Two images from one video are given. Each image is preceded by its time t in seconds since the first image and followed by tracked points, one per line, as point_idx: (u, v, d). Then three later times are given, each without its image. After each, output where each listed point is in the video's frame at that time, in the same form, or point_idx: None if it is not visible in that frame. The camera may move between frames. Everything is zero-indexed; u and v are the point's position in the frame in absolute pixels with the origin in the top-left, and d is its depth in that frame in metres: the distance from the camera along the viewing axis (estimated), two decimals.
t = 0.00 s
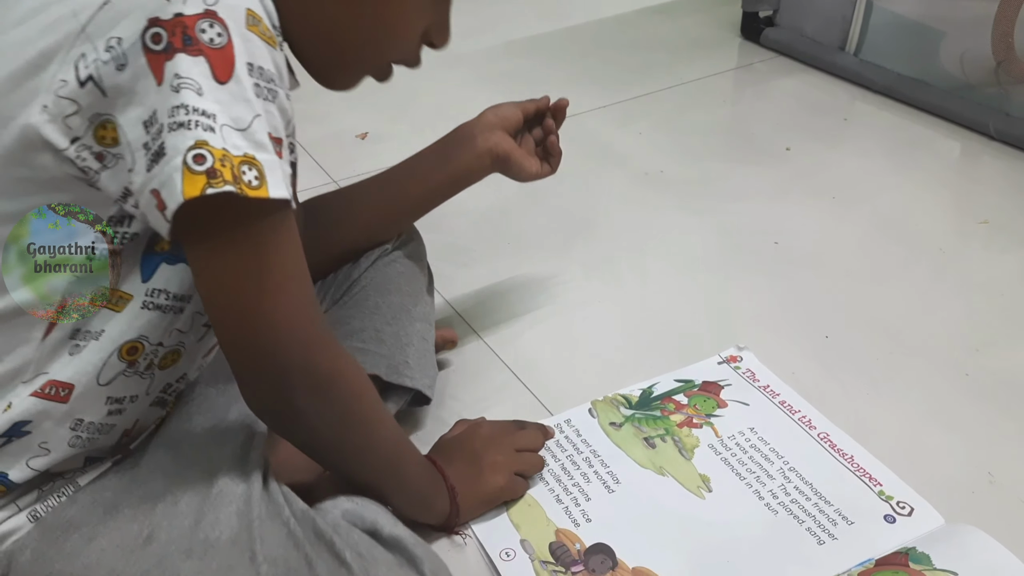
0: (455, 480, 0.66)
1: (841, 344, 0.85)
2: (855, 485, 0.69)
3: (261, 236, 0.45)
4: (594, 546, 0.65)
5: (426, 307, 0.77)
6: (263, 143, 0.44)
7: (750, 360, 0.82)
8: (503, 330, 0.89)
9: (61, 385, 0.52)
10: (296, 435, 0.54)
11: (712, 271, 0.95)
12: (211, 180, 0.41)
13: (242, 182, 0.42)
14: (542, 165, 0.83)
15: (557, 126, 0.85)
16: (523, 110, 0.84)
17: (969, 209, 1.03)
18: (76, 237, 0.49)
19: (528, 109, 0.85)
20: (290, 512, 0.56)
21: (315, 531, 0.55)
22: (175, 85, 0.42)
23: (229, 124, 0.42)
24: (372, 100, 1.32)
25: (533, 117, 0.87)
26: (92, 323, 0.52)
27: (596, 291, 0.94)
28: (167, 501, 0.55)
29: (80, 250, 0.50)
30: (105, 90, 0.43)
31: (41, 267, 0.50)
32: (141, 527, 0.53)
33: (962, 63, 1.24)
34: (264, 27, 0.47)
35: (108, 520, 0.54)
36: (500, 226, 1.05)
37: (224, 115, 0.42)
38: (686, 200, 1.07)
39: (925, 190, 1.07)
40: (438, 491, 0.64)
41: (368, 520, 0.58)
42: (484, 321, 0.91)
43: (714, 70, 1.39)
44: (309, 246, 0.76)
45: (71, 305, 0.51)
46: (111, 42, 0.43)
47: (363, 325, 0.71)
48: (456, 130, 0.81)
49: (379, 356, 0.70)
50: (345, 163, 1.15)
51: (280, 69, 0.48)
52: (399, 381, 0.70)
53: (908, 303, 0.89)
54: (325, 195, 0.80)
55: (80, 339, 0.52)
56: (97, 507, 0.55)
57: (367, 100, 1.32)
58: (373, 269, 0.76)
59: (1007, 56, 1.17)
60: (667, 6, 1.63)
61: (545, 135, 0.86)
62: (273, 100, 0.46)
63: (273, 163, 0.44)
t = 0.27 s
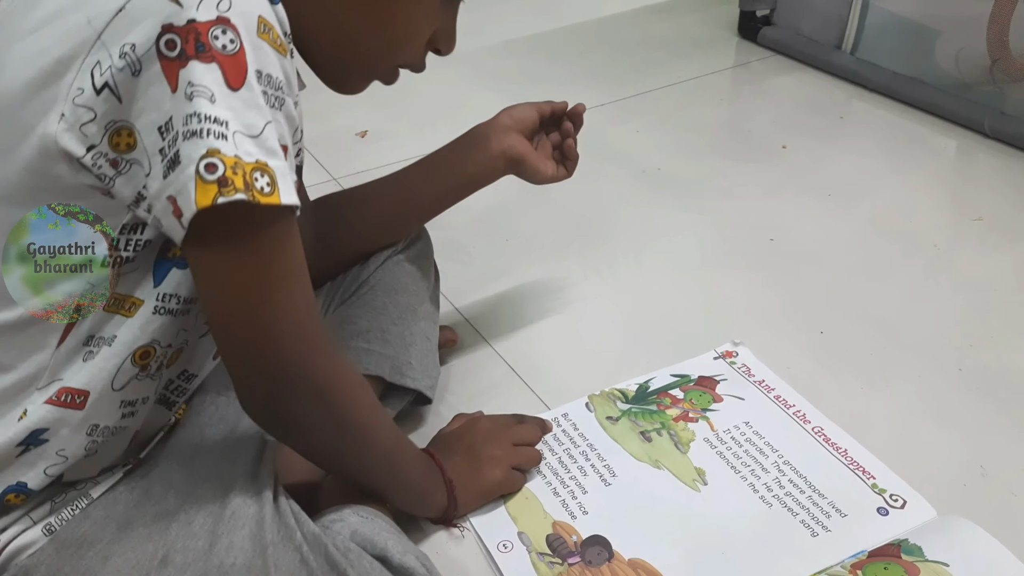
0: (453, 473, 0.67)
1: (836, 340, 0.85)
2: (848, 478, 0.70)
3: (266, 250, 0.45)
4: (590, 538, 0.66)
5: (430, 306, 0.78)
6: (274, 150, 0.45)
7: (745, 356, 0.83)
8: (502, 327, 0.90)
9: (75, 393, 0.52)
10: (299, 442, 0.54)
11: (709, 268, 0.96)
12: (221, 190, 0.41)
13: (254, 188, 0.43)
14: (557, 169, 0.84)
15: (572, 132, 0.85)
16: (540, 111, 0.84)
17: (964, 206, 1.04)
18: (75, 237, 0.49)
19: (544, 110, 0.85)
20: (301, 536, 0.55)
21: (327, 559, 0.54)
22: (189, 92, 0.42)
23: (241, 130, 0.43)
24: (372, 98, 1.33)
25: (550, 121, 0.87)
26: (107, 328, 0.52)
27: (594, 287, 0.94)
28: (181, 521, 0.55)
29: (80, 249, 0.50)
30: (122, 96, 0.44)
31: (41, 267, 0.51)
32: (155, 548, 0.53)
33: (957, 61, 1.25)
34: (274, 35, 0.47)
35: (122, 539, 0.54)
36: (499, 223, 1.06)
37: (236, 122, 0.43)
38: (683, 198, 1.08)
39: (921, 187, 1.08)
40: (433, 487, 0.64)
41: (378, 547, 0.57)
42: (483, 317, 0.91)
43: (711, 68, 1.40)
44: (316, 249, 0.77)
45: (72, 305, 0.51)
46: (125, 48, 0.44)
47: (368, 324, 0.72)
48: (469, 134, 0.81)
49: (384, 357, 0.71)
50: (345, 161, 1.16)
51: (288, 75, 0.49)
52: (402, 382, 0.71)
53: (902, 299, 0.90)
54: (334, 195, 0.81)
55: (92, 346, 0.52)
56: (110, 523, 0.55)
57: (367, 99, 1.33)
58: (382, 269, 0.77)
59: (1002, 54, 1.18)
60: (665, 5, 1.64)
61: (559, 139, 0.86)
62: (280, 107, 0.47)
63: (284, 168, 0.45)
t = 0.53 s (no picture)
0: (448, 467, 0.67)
1: (833, 338, 0.86)
2: (846, 474, 0.71)
3: (242, 262, 0.46)
4: (590, 533, 0.67)
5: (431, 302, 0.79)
6: (251, 168, 0.45)
7: (745, 353, 0.84)
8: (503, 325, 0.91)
9: (75, 400, 0.53)
10: (287, 448, 0.56)
11: (707, 266, 0.97)
12: (195, 218, 0.42)
13: (230, 210, 0.43)
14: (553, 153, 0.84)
15: (564, 111, 0.86)
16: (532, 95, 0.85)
17: (960, 205, 1.05)
18: (75, 237, 0.51)
19: (537, 92, 0.85)
20: (307, 534, 0.56)
21: (332, 559, 0.55)
22: (159, 119, 0.43)
23: (216, 152, 0.44)
24: (372, 98, 1.34)
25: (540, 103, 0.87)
26: (99, 337, 0.53)
27: (594, 286, 0.95)
28: (191, 522, 0.56)
29: (80, 249, 0.51)
30: (92, 116, 0.44)
31: (40, 267, 0.51)
32: (166, 548, 0.54)
33: (954, 62, 1.26)
34: (243, 50, 0.48)
35: (131, 541, 0.55)
36: (499, 222, 1.07)
37: (210, 145, 0.43)
38: (682, 197, 1.09)
39: (918, 187, 1.09)
40: (427, 482, 0.65)
41: (383, 545, 0.57)
42: (484, 315, 0.92)
43: (710, 68, 1.41)
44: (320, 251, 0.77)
45: (71, 306, 0.52)
46: (92, 69, 0.44)
47: (369, 322, 0.74)
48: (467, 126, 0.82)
49: (384, 354, 0.72)
50: (346, 161, 1.17)
51: (259, 89, 0.49)
52: (404, 380, 0.72)
53: (899, 297, 0.91)
54: (334, 193, 0.81)
55: (85, 350, 0.53)
56: (119, 525, 0.56)
57: (367, 98, 1.34)
58: (383, 267, 0.78)
59: (998, 55, 1.19)
60: (664, 5, 1.65)
61: (552, 119, 0.87)
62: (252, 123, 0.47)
63: (263, 186, 0.45)
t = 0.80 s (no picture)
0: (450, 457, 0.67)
1: (830, 334, 0.87)
2: (843, 468, 0.72)
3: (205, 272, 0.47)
4: (590, 525, 0.68)
5: (430, 297, 0.80)
6: (201, 187, 0.46)
7: (743, 349, 0.85)
8: (503, 322, 0.92)
9: (57, 401, 0.54)
10: (262, 453, 0.57)
11: (706, 264, 0.98)
12: (139, 241, 0.44)
13: (175, 230, 0.44)
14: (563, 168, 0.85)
15: (578, 128, 0.87)
16: (546, 110, 0.86)
17: (958, 204, 1.06)
18: (75, 237, 0.49)
19: (551, 108, 0.86)
20: (309, 526, 0.57)
21: (333, 551, 0.55)
22: (104, 141, 0.43)
23: (163, 173, 0.44)
24: (375, 97, 1.35)
25: (554, 119, 0.88)
26: (68, 336, 0.54)
27: (594, 284, 0.96)
28: (192, 517, 0.56)
29: (79, 249, 0.50)
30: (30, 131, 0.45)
31: (41, 266, 0.52)
32: (167, 542, 0.55)
33: (952, 62, 1.27)
34: (196, 64, 0.47)
35: (132, 536, 0.55)
36: (500, 220, 1.08)
37: (157, 166, 0.44)
38: (682, 195, 1.10)
39: (915, 186, 1.10)
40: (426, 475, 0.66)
41: (383, 536, 0.58)
42: (485, 312, 0.93)
43: (710, 68, 1.42)
44: (321, 249, 0.78)
45: (72, 305, 0.53)
46: (34, 87, 0.44)
47: (371, 316, 0.74)
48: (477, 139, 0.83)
49: (384, 349, 0.73)
50: (348, 160, 1.18)
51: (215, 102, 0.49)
52: (403, 373, 0.74)
53: (896, 294, 0.92)
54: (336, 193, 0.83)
55: (52, 351, 0.54)
56: (119, 521, 0.56)
57: (370, 98, 1.35)
58: (385, 264, 0.78)
59: (995, 55, 1.20)
60: (665, 6, 1.66)
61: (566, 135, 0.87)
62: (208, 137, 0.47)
63: (212, 205, 0.46)
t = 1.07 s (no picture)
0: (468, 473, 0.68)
1: (830, 331, 0.89)
2: (841, 461, 0.73)
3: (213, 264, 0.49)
4: (594, 516, 0.69)
5: (435, 292, 0.82)
6: (189, 201, 0.47)
7: (743, 345, 0.86)
8: (507, 317, 0.93)
9: (66, 404, 0.55)
10: (270, 442, 0.59)
11: (708, 262, 0.99)
12: (130, 255, 0.45)
13: (164, 243, 0.46)
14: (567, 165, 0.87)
15: (581, 124, 0.88)
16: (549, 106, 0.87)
17: (956, 203, 1.07)
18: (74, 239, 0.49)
19: (554, 105, 0.87)
20: (321, 518, 0.58)
21: (345, 542, 0.57)
22: (92, 157, 0.44)
23: (151, 187, 0.45)
24: (380, 98, 1.36)
25: (556, 116, 0.89)
26: (73, 339, 0.55)
27: (596, 282, 0.97)
28: (208, 508, 0.58)
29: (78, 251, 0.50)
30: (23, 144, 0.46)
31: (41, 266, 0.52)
32: (183, 533, 0.56)
33: (951, 63, 1.28)
34: (184, 76, 0.47)
35: (148, 528, 0.56)
36: (504, 219, 1.09)
37: (145, 181, 0.45)
38: (684, 195, 1.11)
39: (915, 185, 1.11)
40: (442, 479, 0.66)
41: (394, 527, 0.59)
42: (490, 308, 0.95)
43: (712, 70, 1.44)
44: (331, 245, 0.79)
45: (71, 305, 0.54)
46: (23, 103, 0.45)
47: (379, 311, 0.75)
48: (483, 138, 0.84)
49: (392, 344, 0.74)
50: (354, 160, 1.19)
51: (205, 110, 0.49)
52: (409, 367, 0.75)
53: (895, 292, 0.93)
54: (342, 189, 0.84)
55: (58, 354, 0.55)
56: (135, 514, 0.57)
57: (375, 99, 1.36)
58: (394, 260, 0.79)
59: (993, 58, 1.21)
60: (668, 8, 1.67)
61: (569, 131, 0.89)
62: (198, 147, 0.48)
63: (201, 218, 0.47)
